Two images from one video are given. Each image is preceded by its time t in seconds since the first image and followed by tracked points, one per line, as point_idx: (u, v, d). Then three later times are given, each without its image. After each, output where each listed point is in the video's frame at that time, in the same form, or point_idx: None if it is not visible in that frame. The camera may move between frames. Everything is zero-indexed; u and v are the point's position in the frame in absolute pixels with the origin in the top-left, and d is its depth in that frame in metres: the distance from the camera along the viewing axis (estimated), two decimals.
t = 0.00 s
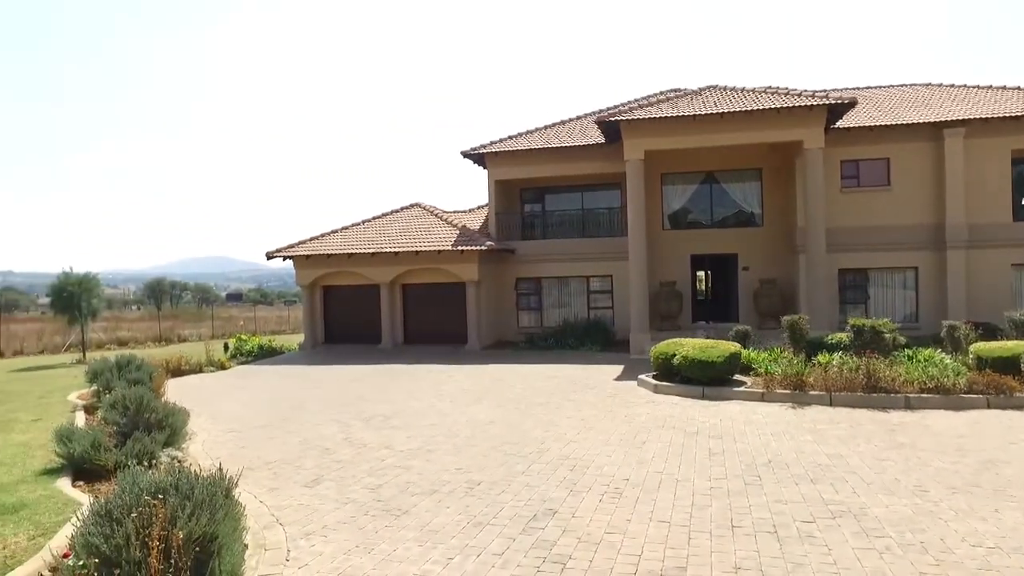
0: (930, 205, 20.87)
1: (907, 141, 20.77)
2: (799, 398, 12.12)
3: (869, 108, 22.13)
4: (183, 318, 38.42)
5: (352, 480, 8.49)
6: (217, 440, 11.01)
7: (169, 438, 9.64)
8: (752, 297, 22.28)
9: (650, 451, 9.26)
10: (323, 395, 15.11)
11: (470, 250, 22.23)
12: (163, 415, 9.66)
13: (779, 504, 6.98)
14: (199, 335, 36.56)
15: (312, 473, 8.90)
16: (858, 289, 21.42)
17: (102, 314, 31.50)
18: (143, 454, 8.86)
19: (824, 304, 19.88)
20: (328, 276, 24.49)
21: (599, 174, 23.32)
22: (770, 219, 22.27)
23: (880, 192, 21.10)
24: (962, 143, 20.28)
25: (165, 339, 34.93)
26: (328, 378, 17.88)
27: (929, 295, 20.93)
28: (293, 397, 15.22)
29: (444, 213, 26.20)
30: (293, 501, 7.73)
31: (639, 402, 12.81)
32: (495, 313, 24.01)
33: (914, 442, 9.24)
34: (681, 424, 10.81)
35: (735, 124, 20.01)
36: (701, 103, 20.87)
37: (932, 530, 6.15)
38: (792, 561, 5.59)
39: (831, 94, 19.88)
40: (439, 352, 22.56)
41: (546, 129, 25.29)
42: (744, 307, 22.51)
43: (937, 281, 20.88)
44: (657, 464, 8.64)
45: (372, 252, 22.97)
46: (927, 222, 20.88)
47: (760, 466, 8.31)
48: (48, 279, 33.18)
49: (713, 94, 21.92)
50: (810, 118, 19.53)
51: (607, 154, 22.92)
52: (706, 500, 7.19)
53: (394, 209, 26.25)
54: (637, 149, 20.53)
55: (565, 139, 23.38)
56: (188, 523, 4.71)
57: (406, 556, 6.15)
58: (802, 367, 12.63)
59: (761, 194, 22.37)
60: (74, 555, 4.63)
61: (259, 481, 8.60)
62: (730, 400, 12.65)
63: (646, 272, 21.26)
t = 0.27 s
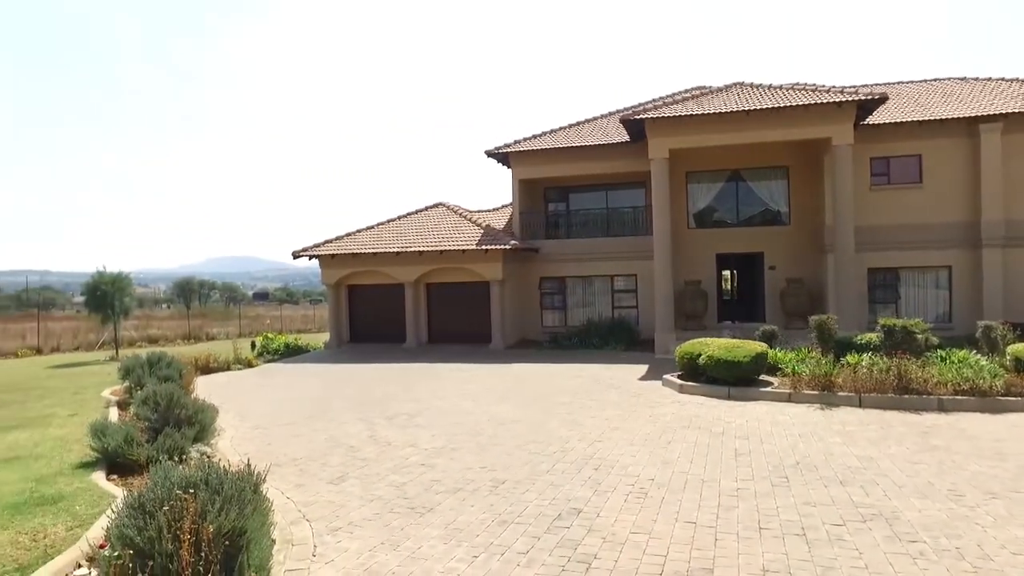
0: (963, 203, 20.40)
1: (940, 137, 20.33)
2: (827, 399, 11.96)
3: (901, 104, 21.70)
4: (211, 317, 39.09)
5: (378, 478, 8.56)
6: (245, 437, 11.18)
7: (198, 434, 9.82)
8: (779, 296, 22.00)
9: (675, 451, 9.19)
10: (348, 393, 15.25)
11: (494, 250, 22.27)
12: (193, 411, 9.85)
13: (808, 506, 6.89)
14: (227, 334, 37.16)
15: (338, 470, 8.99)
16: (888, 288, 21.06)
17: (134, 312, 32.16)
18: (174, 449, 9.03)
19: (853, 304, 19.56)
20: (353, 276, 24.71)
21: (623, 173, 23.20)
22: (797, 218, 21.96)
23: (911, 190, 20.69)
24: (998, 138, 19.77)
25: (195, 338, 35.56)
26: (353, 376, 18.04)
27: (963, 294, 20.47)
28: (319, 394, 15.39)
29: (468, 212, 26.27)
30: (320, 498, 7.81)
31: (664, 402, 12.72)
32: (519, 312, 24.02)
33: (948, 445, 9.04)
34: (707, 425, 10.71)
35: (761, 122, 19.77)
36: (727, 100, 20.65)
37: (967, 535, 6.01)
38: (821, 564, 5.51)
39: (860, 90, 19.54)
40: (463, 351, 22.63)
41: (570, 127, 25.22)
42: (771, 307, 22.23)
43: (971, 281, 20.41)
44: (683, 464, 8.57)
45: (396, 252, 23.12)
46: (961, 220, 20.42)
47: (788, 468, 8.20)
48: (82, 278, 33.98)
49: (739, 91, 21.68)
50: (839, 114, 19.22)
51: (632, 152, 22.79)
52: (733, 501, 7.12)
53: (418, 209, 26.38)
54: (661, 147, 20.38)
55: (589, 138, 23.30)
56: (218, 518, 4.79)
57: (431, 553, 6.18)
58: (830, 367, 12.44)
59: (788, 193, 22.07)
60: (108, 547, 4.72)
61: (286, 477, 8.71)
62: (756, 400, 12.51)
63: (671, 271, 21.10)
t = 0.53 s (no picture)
0: (997, 200, 19.93)
1: (973, 133, 19.87)
2: (855, 401, 11.77)
3: (932, 100, 21.27)
4: (237, 316, 39.65)
5: (401, 475, 8.61)
6: (271, 434, 11.32)
7: (225, 431, 9.97)
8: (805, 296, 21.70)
9: (699, 452, 9.11)
10: (371, 391, 15.36)
11: (516, 249, 22.28)
12: (220, 408, 10.03)
13: (835, 508, 6.78)
14: (253, 332, 37.66)
15: (361, 467, 9.06)
16: (918, 288, 20.67)
17: (163, 311, 32.74)
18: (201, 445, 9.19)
19: (882, 304, 19.25)
20: (376, 275, 24.89)
21: (646, 171, 23.06)
22: (824, 216, 21.64)
23: (942, 188, 20.28)
24: None
25: (221, 336, 36.10)
26: (376, 374, 18.17)
27: (996, 294, 20.00)
28: (342, 393, 15.51)
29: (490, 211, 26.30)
30: (344, 495, 7.88)
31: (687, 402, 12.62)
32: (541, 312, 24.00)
33: (982, 448, 8.84)
34: (732, 425, 10.60)
35: (787, 119, 19.52)
36: (752, 98, 20.42)
37: (1002, 541, 5.88)
38: (850, 568, 5.43)
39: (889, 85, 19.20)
40: (485, 350, 22.67)
41: (593, 126, 25.13)
42: (797, 307, 21.94)
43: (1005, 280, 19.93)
44: (707, 465, 8.49)
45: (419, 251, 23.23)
46: (994, 218, 19.95)
47: (815, 470, 8.08)
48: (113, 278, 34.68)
49: (764, 88, 21.42)
50: (868, 111, 18.89)
51: (655, 151, 22.64)
52: (758, 503, 7.04)
53: (441, 208, 26.48)
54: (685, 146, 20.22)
55: (612, 137, 23.20)
56: (245, 513, 4.85)
57: (455, 551, 6.20)
58: (858, 368, 12.25)
59: (815, 191, 21.75)
60: (138, 539, 4.80)
61: (311, 474, 8.80)
62: (782, 401, 12.36)
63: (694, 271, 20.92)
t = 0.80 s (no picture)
0: None
1: (1004, 129, 19.45)
2: (881, 402, 11.60)
3: (961, 96, 20.85)
4: (260, 315, 40.13)
5: (422, 474, 8.64)
6: (294, 431, 11.43)
7: (249, 428, 10.07)
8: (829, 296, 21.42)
9: (722, 452, 9.03)
10: (392, 390, 15.44)
11: (537, 249, 22.27)
12: (244, 406, 10.11)
13: (862, 511, 6.68)
14: (275, 331, 38.06)
15: (383, 465, 9.11)
16: (946, 288, 20.29)
17: (188, 309, 33.26)
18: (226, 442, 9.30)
19: (908, 304, 18.94)
20: (397, 274, 25.03)
21: (667, 170, 22.91)
22: (848, 215, 21.33)
23: (971, 185, 19.89)
24: None
25: (245, 334, 36.57)
26: (397, 373, 18.27)
27: None
28: (364, 391, 15.62)
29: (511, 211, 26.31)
30: (366, 492, 7.93)
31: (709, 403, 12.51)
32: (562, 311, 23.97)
33: (1014, 452, 8.65)
34: (755, 426, 10.49)
35: (811, 116, 19.28)
36: (776, 95, 20.19)
37: None
38: (878, 572, 5.35)
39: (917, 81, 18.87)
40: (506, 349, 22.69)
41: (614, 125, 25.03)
42: (821, 306, 21.65)
43: None
44: (730, 465, 8.41)
45: (440, 251, 23.32)
46: None
47: (840, 472, 7.97)
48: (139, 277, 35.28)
49: (788, 86, 21.18)
50: (894, 107, 18.59)
51: (677, 150, 22.48)
52: (783, 505, 6.96)
53: (461, 208, 26.55)
54: (707, 144, 20.07)
55: (633, 135, 23.09)
56: (269, 509, 4.90)
57: (477, 549, 6.21)
58: (884, 369, 12.06)
59: (839, 189, 21.45)
60: (166, 533, 4.88)
61: (334, 471, 8.87)
62: (806, 401, 12.22)
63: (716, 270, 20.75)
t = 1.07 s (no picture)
0: None
1: None
2: (908, 403, 11.42)
3: (992, 91, 20.43)
4: (282, 314, 40.52)
5: (444, 472, 8.67)
6: (317, 429, 11.53)
7: (272, 425, 10.18)
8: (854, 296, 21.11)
9: (746, 453, 8.95)
10: (413, 389, 15.50)
11: (557, 248, 22.24)
12: (267, 403, 10.21)
13: (890, 514, 6.58)
14: (297, 330, 38.40)
15: (405, 463, 9.15)
16: (976, 288, 19.89)
17: (213, 308, 33.70)
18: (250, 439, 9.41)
19: (936, 304, 18.61)
20: (418, 274, 25.14)
21: (689, 169, 22.75)
22: (874, 213, 21.01)
23: (1002, 183, 19.49)
24: None
25: (267, 333, 36.96)
26: (418, 372, 18.35)
27: None
28: (385, 390, 15.70)
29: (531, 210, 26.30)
30: (388, 490, 7.97)
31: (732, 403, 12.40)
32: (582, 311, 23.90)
33: None
34: (779, 427, 10.37)
35: (836, 113, 19.02)
36: (799, 92, 19.96)
37: None
38: None
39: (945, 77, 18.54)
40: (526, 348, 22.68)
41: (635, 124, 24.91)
42: (846, 307, 21.34)
43: None
44: (753, 466, 8.33)
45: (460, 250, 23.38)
46: None
47: (867, 474, 7.86)
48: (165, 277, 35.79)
49: (812, 83, 20.92)
50: (922, 104, 18.28)
51: (699, 148, 22.32)
52: (808, 506, 6.87)
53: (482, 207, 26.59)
54: (729, 142, 19.89)
55: (655, 134, 22.96)
56: (294, 505, 4.95)
57: (499, 548, 6.22)
58: (912, 370, 11.87)
59: (864, 187, 21.14)
60: (193, 527, 4.95)
61: (356, 469, 8.94)
62: (830, 402, 12.07)
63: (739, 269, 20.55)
